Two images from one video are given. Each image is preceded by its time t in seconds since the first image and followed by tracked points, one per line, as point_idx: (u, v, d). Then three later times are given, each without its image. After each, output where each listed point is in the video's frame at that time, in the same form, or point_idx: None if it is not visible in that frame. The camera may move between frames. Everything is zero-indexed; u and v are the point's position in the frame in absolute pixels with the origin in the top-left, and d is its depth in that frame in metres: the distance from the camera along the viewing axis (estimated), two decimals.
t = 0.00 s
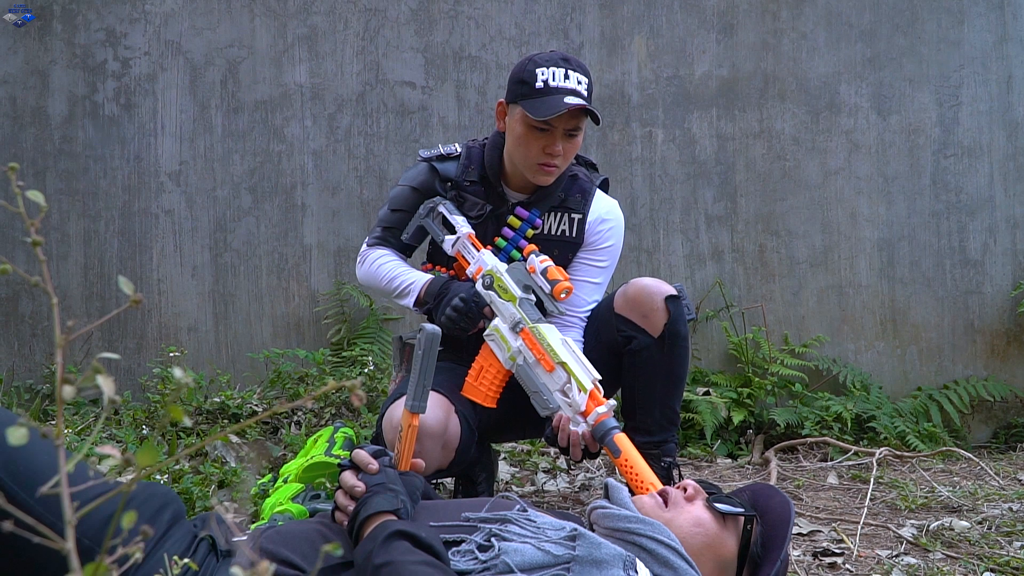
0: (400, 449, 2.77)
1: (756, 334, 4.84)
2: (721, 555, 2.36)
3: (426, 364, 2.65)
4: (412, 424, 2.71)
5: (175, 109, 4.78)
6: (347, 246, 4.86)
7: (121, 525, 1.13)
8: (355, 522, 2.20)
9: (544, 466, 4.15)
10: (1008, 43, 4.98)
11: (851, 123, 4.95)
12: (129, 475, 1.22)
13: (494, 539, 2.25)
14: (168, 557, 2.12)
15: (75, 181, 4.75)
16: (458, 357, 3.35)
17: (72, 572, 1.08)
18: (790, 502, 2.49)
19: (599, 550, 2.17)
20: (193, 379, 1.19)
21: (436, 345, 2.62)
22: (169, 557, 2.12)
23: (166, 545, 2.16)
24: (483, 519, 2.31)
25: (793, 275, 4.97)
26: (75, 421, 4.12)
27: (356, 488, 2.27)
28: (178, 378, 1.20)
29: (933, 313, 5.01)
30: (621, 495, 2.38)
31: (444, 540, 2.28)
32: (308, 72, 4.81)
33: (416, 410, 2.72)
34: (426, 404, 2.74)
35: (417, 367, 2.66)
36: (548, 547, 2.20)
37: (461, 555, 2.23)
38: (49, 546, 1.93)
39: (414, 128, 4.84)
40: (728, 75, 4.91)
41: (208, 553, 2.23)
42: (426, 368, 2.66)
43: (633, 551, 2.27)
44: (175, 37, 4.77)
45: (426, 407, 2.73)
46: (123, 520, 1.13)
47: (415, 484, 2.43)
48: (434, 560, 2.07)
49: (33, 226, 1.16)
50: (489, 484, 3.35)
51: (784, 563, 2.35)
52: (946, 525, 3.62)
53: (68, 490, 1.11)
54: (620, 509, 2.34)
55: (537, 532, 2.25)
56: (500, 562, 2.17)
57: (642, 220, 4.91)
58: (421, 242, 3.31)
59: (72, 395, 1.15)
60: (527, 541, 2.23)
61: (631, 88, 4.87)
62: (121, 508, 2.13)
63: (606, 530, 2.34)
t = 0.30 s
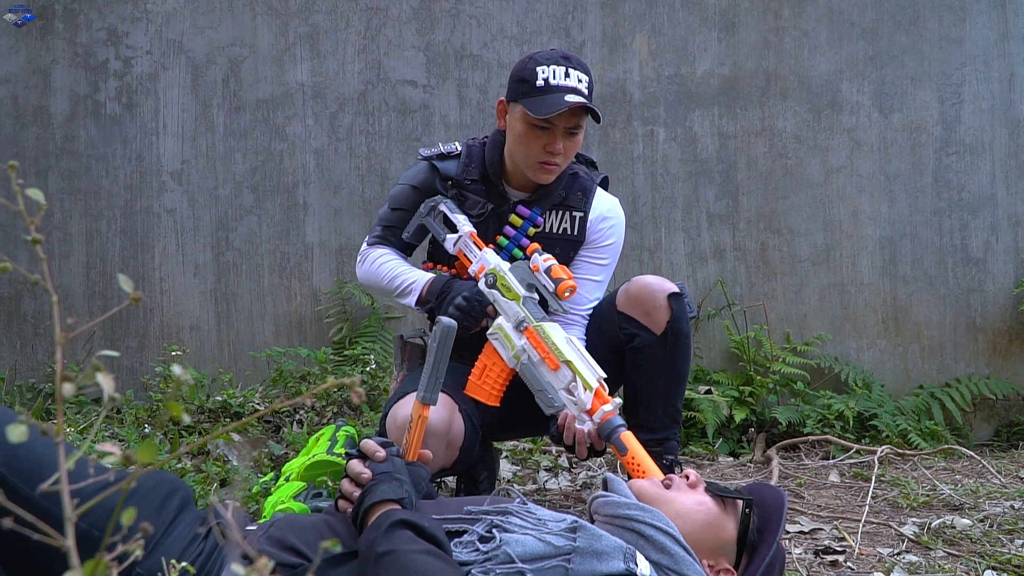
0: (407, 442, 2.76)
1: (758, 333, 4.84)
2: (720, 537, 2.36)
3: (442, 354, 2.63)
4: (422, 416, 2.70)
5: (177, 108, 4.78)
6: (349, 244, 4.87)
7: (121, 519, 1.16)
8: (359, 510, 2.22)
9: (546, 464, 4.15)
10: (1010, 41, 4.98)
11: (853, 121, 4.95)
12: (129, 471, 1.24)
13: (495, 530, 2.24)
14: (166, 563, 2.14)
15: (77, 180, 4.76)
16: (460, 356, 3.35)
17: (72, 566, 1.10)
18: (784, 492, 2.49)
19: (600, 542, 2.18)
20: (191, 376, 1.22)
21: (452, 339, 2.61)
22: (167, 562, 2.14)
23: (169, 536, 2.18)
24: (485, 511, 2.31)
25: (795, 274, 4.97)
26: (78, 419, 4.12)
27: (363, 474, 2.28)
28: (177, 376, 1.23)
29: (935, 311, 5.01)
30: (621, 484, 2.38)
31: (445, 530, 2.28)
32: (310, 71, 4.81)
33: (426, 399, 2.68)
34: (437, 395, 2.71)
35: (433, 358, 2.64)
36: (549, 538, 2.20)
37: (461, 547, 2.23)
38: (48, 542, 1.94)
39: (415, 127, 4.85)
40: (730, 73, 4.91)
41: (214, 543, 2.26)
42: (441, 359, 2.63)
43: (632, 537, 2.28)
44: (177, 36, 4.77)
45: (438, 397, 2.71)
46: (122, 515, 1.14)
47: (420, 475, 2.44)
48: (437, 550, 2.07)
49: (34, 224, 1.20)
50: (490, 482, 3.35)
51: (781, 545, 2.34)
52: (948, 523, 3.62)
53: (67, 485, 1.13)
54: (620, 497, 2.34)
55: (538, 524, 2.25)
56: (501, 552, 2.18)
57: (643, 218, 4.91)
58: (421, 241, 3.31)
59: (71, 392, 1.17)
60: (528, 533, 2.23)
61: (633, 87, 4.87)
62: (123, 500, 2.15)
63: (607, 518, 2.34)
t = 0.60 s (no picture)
0: (405, 440, 2.75)
1: (760, 331, 4.83)
2: (723, 535, 2.36)
3: (435, 353, 2.57)
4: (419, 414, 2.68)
5: (179, 106, 4.78)
6: (350, 242, 4.87)
7: (120, 518, 1.15)
8: (359, 509, 2.22)
9: (547, 462, 4.15)
10: (1012, 38, 4.97)
11: (855, 119, 4.94)
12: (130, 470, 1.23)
13: (496, 526, 2.25)
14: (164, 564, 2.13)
15: (79, 178, 4.76)
16: (461, 353, 3.35)
17: (71, 564, 1.10)
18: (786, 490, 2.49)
19: (601, 536, 2.18)
20: (190, 373, 1.21)
21: (444, 336, 2.55)
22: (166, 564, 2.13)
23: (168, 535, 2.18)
24: (486, 508, 2.32)
25: (797, 271, 4.96)
26: (79, 417, 4.13)
27: (362, 473, 2.27)
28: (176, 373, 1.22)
29: (936, 309, 5.00)
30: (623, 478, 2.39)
31: (447, 527, 2.29)
32: (312, 69, 4.81)
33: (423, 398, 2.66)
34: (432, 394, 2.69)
35: (426, 357, 2.58)
36: (550, 533, 2.20)
37: (463, 542, 2.23)
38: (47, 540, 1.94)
39: (417, 125, 4.84)
40: (732, 71, 4.90)
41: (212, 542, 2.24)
42: (435, 359, 2.58)
43: (633, 532, 2.28)
44: (178, 34, 4.77)
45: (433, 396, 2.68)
46: (121, 513, 1.14)
47: (421, 473, 2.44)
48: (437, 546, 2.07)
49: (33, 220, 1.19)
50: (492, 480, 3.35)
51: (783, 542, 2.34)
52: (950, 521, 3.62)
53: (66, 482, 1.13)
54: (623, 490, 2.34)
55: (539, 519, 2.26)
56: (502, 547, 2.17)
57: (645, 216, 4.91)
58: (422, 239, 3.30)
59: (71, 389, 1.16)
60: (528, 528, 2.23)
61: (634, 85, 4.87)
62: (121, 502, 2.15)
63: (608, 513, 2.34)
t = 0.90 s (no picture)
0: (407, 439, 2.75)
1: (762, 329, 4.83)
2: (732, 549, 2.35)
3: (436, 351, 2.57)
4: (422, 413, 2.68)
5: (181, 105, 4.78)
6: (352, 241, 4.87)
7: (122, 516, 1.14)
8: (361, 509, 2.21)
9: (550, 460, 4.15)
10: (1015, 35, 4.96)
11: (857, 116, 4.93)
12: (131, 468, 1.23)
13: (499, 527, 2.24)
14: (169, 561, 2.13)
15: (81, 177, 4.77)
16: (464, 352, 3.35)
17: (73, 562, 1.10)
18: (803, 501, 2.47)
19: (605, 538, 2.18)
20: (193, 371, 1.21)
21: (448, 334, 2.54)
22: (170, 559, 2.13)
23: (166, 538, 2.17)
24: (489, 508, 2.31)
25: (800, 269, 4.96)
26: (82, 416, 4.12)
27: (364, 473, 2.28)
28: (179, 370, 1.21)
29: (940, 307, 4.99)
30: (629, 482, 2.38)
31: (450, 527, 2.29)
32: (314, 67, 4.81)
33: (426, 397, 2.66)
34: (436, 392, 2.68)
35: (428, 355, 2.58)
36: (554, 535, 2.20)
37: (467, 543, 2.23)
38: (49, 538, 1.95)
39: (419, 123, 4.84)
40: (734, 69, 4.90)
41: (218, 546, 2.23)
42: (437, 356, 2.58)
43: (639, 536, 2.28)
44: (180, 33, 4.77)
45: (436, 395, 2.68)
46: (123, 511, 1.13)
47: (424, 472, 2.42)
48: (440, 547, 2.08)
49: (37, 218, 1.19)
50: (494, 479, 3.35)
51: (795, 559, 2.33)
52: (953, 519, 3.61)
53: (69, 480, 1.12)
54: (628, 494, 2.34)
55: (542, 521, 2.25)
56: (506, 549, 2.18)
57: (647, 214, 4.90)
58: (424, 238, 3.30)
59: (74, 386, 1.16)
60: (532, 529, 2.23)
61: (637, 82, 4.86)
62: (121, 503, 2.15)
63: (613, 516, 2.34)
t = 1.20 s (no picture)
0: (411, 438, 2.75)
1: (765, 327, 4.82)
2: (737, 564, 2.36)
3: (441, 351, 2.56)
4: (425, 412, 2.68)
5: (184, 103, 4.79)
6: (355, 239, 4.87)
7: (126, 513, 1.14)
8: (365, 508, 2.22)
9: (552, 459, 4.15)
10: (1018, 34, 4.95)
11: (861, 115, 4.93)
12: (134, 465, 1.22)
13: (503, 526, 2.24)
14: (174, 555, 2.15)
15: (84, 176, 4.78)
16: (467, 350, 3.35)
17: (76, 558, 1.09)
18: (816, 512, 2.46)
19: (608, 536, 2.18)
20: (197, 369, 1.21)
21: (451, 335, 2.51)
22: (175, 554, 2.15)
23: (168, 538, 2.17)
24: (493, 507, 2.31)
25: (803, 268, 4.95)
26: (84, 414, 4.13)
27: (368, 472, 2.28)
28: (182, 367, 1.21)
29: (943, 305, 4.99)
30: (634, 482, 2.38)
31: (454, 526, 2.29)
32: (317, 66, 4.81)
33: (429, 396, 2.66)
34: (439, 393, 2.68)
35: (432, 355, 2.57)
36: (556, 533, 2.20)
37: (470, 542, 2.24)
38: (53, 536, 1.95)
39: (422, 122, 4.84)
40: (737, 67, 4.89)
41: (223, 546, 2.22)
42: (441, 357, 2.57)
43: (644, 538, 2.28)
44: (183, 32, 4.77)
45: (440, 395, 2.68)
46: (127, 508, 1.13)
47: (426, 471, 2.41)
48: (443, 547, 2.08)
49: (39, 214, 1.18)
50: (497, 477, 3.35)
51: None
52: (956, 518, 3.61)
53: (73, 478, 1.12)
54: (632, 495, 2.34)
55: (545, 520, 2.25)
56: (508, 547, 2.17)
57: (650, 213, 4.90)
58: (426, 237, 3.29)
59: (77, 383, 1.16)
60: (535, 528, 2.23)
61: (639, 81, 4.86)
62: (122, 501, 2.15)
63: (618, 517, 2.35)
